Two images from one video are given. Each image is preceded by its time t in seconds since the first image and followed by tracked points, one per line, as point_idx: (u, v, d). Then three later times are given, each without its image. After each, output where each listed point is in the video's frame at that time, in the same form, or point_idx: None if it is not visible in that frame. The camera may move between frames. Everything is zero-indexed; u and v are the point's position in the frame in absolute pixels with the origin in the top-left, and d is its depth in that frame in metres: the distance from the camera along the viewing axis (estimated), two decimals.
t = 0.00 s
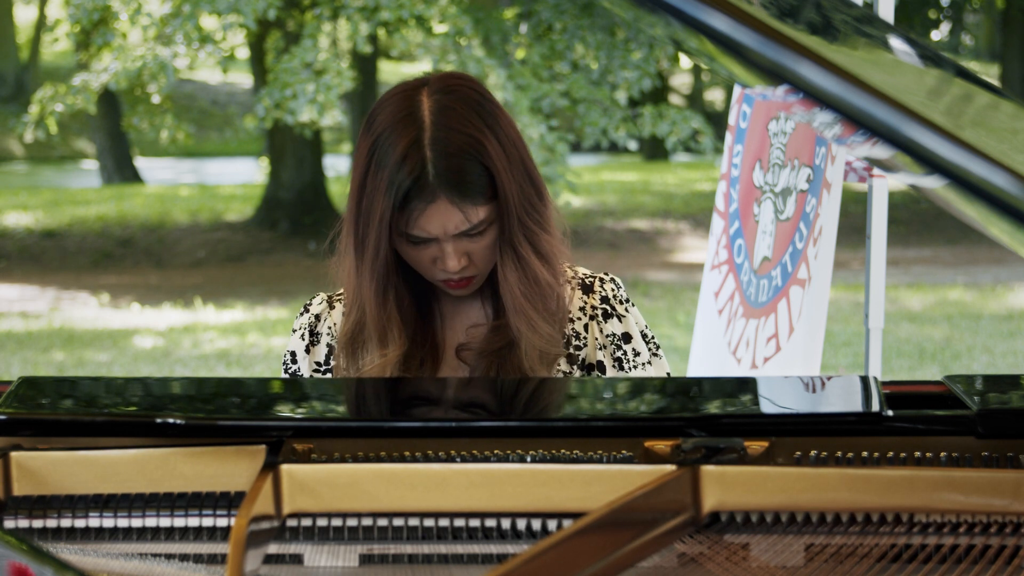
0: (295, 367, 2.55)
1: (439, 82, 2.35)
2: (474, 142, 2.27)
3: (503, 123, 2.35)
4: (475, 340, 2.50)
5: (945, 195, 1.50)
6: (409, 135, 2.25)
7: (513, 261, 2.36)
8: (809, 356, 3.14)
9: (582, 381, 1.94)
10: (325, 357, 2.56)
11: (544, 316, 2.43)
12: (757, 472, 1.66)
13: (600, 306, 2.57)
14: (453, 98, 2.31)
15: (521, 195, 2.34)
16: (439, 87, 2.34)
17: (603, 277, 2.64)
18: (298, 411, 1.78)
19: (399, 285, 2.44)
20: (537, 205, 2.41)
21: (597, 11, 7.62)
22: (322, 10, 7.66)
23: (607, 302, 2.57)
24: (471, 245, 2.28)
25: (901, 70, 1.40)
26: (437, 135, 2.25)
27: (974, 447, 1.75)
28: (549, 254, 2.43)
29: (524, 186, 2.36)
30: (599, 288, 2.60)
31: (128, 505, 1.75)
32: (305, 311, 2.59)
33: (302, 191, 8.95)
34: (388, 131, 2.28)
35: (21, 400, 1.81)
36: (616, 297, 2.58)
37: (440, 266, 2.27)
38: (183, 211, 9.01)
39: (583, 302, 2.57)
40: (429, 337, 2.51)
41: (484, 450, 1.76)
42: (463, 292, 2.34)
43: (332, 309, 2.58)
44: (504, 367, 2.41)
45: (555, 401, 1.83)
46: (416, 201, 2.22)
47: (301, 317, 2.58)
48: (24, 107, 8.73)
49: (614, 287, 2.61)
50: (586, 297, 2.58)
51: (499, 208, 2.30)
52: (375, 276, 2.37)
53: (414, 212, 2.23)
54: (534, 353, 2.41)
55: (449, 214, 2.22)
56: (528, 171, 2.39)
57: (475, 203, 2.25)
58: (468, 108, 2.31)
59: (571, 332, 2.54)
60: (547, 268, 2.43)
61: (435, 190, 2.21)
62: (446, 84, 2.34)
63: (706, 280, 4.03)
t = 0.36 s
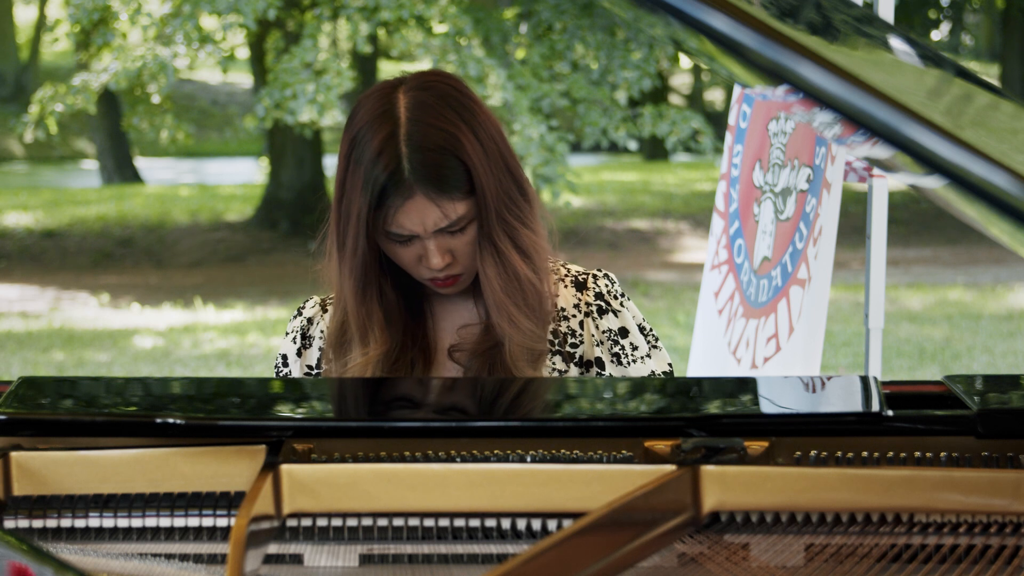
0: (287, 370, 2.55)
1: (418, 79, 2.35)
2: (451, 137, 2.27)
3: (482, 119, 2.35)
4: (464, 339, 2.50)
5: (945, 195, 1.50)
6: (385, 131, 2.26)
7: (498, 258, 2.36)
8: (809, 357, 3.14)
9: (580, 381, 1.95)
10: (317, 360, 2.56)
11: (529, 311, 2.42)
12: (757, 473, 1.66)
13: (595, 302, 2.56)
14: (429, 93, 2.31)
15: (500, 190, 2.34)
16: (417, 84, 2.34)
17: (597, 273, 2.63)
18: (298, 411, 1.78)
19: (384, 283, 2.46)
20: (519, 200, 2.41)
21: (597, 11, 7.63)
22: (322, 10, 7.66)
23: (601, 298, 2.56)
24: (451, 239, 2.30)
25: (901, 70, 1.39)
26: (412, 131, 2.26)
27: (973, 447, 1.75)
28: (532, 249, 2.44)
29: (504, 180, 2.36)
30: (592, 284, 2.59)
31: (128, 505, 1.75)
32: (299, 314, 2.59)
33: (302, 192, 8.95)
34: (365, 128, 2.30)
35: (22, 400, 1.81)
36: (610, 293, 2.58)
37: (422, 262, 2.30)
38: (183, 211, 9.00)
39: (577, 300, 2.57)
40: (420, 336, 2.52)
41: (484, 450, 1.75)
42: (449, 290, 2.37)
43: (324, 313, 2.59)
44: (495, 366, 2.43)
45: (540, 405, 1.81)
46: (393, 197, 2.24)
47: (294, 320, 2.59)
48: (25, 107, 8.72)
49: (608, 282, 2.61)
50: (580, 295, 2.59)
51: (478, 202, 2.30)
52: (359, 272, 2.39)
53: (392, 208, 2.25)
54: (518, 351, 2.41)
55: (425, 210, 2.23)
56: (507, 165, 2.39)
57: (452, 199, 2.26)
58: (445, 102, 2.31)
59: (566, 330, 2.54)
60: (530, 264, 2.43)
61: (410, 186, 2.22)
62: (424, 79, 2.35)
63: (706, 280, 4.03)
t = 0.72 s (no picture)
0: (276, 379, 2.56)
1: (387, 85, 2.36)
2: (419, 142, 2.28)
3: (453, 122, 2.35)
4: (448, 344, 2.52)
5: (945, 195, 1.50)
6: (353, 140, 2.27)
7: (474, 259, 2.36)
8: (809, 357, 3.14)
9: (578, 381, 1.94)
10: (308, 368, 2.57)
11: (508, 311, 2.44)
12: (757, 473, 1.66)
13: (584, 301, 2.59)
14: (397, 99, 2.32)
15: (472, 192, 2.35)
16: (387, 90, 2.35)
17: (584, 272, 2.66)
18: (298, 411, 1.78)
19: (364, 289, 2.48)
20: (493, 201, 2.41)
21: (597, 11, 7.63)
22: (322, 10, 7.67)
23: (590, 297, 2.59)
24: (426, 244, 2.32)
25: (901, 70, 1.39)
26: (381, 137, 2.26)
27: (973, 447, 1.75)
28: (508, 250, 2.45)
29: (476, 183, 2.37)
30: (580, 283, 2.62)
31: (129, 507, 1.75)
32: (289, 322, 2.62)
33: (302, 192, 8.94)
34: (335, 135, 2.31)
35: (22, 400, 1.81)
36: (598, 291, 2.61)
37: (401, 268, 2.32)
38: (183, 211, 9.00)
39: (566, 299, 2.59)
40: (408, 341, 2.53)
41: (484, 449, 1.75)
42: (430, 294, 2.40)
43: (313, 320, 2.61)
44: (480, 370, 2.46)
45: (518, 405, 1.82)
46: (363, 203, 2.25)
47: (284, 328, 2.62)
48: (25, 107, 8.71)
49: (595, 279, 2.63)
50: (569, 294, 2.60)
51: (450, 206, 2.31)
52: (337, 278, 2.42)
53: (363, 215, 2.26)
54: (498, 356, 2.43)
55: (395, 215, 2.25)
56: (480, 168, 2.39)
57: (421, 204, 2.27)
58: (413, 107, 2.32)
59: (555, 330, 2.56)
60: (506, 266, 2.44)
61: (379, 192, 2.24)
62: (391, 85, 2.35)
63: (706, 280, 4.03)
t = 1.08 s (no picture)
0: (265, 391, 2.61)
1: (351, 98, 2.34)
2: (381, 157, 2.26)
3: (417, 134, 2.33)
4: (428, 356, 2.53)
5: (945, 195, 1.50)
6: (315, 158, 2.26)
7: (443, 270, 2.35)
8: (809, 357, 3.15)
9: (577, 380, 1.95)
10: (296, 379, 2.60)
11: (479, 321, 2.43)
12: (757, 473, 1.66)
13: (567, 299, 2.60)
14: (357, 114, 2.30)
15: (436, 204, 2.33)
16: (350, 104, 2.33)
17: (567, 267, 2.66)
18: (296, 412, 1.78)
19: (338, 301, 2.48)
20: (459, 211, 2.40)
21: (597, 11, 7.63)
22: (322, 10, 7.67)
23: (574, 293, 2.60)
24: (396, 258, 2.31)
25: (901, 70, 1.39)
26: (343, 153, 2.25)
27: (973, 447, 1.75)
28: (476, 259, 2.44)
29: (441, 194, 2.35)
30: (563, 279, 2.63)
31: (128, 505, 1.75)
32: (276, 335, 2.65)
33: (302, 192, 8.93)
34: (298, 154, 2.30)
35: (22, 400, 1.81)
36: (582, 286, 2.62)
37: (373, 282, 2.32)
38: (184, 211, 8.99)
39: (550, 298, 2.61)
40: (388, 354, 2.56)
41: (485, 449, 1.75)
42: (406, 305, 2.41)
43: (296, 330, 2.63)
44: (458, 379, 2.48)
45: (491, 399, 1.85)
46: (328, 220, 2.25)
47: (270, 341, 2.64)
48: (24, 107, 8.70)
49: (578, 274, 2.64)
50: (552, 293, 2.62)
51: (415, 218, 2.30)
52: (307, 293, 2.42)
53: (329, 231, 2.26)
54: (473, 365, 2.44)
55: (360, 232, 2.24)
56: (445, 179, 2.37)
57: (386, 219, 2.26)
58: (373, 122, 2.29)
59: (541, 330, 2.60)
60: (474, 275, 2.43)
61: (344, 208, 2.23)
62: (351, 99, 2.33)
63: (706, 280, 4.03)
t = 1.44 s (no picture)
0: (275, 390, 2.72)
1: (349, 106, 2.31)
2: (373, 166, 2.23)
3: (414, 146, 2.29)
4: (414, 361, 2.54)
5: (945, 196, 1.50)
6: (309, 166, 2.24)
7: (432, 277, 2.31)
8: (809, 357, 3.15)
9: (577, 380, 1.95)
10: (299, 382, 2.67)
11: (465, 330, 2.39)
12: (757, 473, 1.66)
13: (562, 301, 2.56)
14: (350, 123, 2.27)
15: (429, 218, 2.30)
16: (348, 112, 2.29)
17: (565, 268, 2.62)
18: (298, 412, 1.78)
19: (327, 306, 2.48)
20: (449, 222, 2.36)
21: (597, 11, 7.63)
22: (322, 10, 7.68)
23: (568, 296, 2.56)
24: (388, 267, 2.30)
25: (901, 70, 1.39)
26: (337, 163, 2.22)
27: (973, 447, 1.75)
28: (464, 271, 2.39)
29: (431, 205, 2.31)
30: (559, 281, 2.58)
31: (129, 505, 1.75)
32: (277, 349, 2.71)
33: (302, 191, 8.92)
34: (291, 162, 2.28)
35: (22, 400, 1.81)
36: (578, 290, 2.58)
37: (368, 289, 2.33)
38: (184, 211, 8.99)
39: (545, 299, 2.57)
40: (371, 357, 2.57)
41: (484, 449, 1.75)
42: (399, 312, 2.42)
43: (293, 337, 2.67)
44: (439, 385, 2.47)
45: (479, 393, 1.88)
46: (320, 228, 2.23)
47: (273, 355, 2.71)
48: (25, 107, 8.70)
49: (575, 277, 2.60)
50: (548, 293, 2.58)
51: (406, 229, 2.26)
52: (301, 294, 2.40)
53: (321, 239, 2.24)
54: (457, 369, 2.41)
55: (352, 241, 2.22)
56: (440, 192, 2.34)
57: (379, 230, 2.24)
58: (367, 130, 2.26)
59: (537, 332, 2.57)
60: (460, 287, 2.38)
61: (336, 217, 2.21)
62: (345, 107, 2.30)
63: (706, 280, 4.03)
